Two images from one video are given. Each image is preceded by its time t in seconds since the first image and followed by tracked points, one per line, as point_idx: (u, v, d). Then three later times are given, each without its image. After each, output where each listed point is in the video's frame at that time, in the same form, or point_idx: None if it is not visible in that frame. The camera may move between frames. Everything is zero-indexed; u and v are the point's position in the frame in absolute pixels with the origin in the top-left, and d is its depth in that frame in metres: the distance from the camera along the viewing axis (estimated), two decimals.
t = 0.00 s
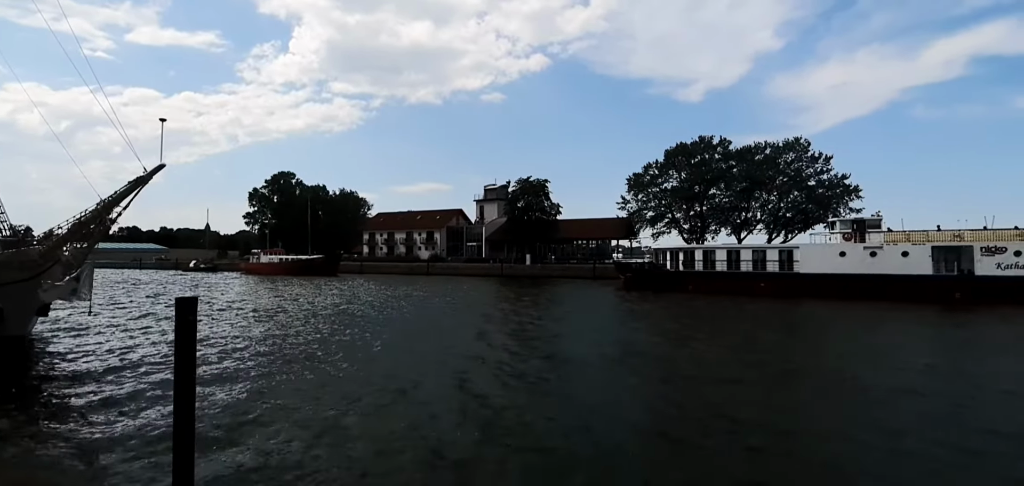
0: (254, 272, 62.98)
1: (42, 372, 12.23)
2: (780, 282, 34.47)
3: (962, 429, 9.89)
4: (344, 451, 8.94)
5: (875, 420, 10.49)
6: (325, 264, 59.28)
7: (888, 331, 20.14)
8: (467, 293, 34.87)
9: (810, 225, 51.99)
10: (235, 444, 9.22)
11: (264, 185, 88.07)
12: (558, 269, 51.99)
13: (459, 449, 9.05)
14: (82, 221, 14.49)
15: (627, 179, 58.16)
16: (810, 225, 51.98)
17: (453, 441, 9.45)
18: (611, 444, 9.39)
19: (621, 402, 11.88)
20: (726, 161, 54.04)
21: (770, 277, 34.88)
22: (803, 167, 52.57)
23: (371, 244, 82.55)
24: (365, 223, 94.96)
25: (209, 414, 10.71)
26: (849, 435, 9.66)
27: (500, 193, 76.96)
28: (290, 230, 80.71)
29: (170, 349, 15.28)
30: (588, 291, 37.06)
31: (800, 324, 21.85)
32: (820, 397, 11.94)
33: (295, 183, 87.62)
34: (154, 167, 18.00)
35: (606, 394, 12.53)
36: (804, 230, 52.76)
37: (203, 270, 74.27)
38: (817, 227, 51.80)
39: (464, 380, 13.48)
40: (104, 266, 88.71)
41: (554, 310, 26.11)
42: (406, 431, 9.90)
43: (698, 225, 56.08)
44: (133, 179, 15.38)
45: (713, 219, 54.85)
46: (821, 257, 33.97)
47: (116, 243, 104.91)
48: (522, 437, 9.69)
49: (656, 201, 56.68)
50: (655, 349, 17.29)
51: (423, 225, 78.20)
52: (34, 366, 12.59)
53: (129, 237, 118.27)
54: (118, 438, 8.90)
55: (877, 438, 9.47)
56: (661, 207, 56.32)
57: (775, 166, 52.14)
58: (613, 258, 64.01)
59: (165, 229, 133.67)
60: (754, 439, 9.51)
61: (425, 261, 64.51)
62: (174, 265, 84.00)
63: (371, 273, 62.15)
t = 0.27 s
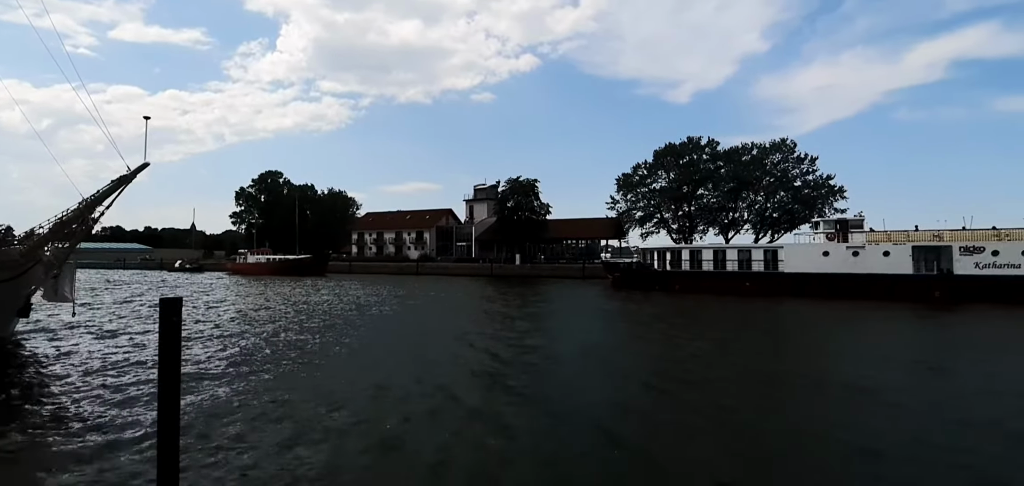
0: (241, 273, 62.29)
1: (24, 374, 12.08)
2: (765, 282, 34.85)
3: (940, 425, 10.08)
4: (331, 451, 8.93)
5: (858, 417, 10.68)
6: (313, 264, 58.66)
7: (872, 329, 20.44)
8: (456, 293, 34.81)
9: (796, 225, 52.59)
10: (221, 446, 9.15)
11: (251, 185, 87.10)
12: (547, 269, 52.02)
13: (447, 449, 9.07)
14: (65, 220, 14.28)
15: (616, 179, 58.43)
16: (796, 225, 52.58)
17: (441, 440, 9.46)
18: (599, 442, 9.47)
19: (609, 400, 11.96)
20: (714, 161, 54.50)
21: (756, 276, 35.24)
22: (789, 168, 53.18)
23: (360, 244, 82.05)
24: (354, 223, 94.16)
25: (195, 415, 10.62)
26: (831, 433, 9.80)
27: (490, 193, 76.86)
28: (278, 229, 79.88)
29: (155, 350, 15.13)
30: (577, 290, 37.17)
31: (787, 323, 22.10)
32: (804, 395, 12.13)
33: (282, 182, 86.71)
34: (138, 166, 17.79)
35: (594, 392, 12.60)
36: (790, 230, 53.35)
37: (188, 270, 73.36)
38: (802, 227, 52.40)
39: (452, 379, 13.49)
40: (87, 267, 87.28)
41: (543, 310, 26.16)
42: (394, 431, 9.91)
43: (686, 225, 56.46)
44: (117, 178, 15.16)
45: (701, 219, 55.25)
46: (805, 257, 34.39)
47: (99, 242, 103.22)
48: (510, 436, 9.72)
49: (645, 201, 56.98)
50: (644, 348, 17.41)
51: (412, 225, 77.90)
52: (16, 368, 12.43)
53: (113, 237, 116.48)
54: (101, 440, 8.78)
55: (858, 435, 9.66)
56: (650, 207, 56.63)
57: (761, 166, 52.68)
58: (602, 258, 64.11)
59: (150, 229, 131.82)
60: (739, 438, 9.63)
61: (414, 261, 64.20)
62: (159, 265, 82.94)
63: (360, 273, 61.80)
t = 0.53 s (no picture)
0: (227, 272, 61.59)
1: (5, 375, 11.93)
2: (751, 281, 35.21)
3: (921, 423, 10.27)
4: (318, 450, 8.93)
5: (840, 414, 10.85)
6: (300, 263, 57.65)
7: (856, 328, 20.77)
8: (446, 293, 34.72)
9: (783, 224, 53.13)
10: (207, 446, 9.12)
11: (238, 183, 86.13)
12: (537, 268, 51.79)
13: (433, 449, 9.08)
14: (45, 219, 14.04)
15: (606, 179, 58.67)
16: (782, 225, 53.12)
17: (427, 440, 9.46)
18: (585, 441, 9.53)
19: (596, 399, 12.04)
20: (702, 161, 54.91)
21: (742, 275, 35.58)
22: (776, 168, 53.73)
23: (349, 243, 81.51)
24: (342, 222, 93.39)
25: (180, 416, 10.55)
26: (815, 431, 9.93)
27: (479, 193, 76.71)
28: (265, 229, 79.06)
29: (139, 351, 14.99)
30: (566, 290, 37.22)
31: (774, 321, 22.34)
32: (788, 394, 12.31)
33: (269, 181, 85.80)
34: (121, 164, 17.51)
35: (581, 392, 12.66)
36: (776, 230, 53.87)
37: (174, 270, 72.45)
38: (789, 226, 52.95)
39: (440, 379, 13.49)
40: (71, 267, 85.87)
41: (532, 309, 26.21)
42: (380, 430, 9.90)
43: (675, 224, 56.80)
44: (100, 176, 14.90)
45: (690, 219, 55.61)
46: (789, 256, 34.79)
47: (81, 241, 101.28)
48: (497, 435, 9.74)
49: (634, 200, 57.24)
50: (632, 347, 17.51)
51: (402, 224, 77.56)
52: None
53: (97, 236, 114.71)
54: (86, 440, 8.68)
55: (839, 432, 9.82)
56: (639, 207, 56.90)
57: (749, 166, 53.18)
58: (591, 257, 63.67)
59: (135, 228, 129.86)
60: (726, 436, 9.74)
61: (403, 261, 63.85)
62: (144, 265, 81.84)
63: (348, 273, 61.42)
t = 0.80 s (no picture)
0: (212, 272, 60.84)
1: None
2: (736, 280, 35.53)
3: (906, 422, 10.37)
4: (304, 452, 8.83)
5: (824, 412, 11.01)
6: (288, 262, 57.08)
7: (840, 326, 21.05)
8: (435, 293, 34.64)
9: (769, 224, 53.69)
10: (189, 447, 9.00)
11: (224, 182, 85.16)
12: (526, 268, 51.98)
13: (421, 448, 9.06)
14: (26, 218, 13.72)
15: (595, 179, 58.93)
16: (768, 224, 53.68)
17: (416, 440, 9.44)
18: (573, 439, 9.57)
19: (585, 398, 12.09)
20: (690, 162, 55.31)
21: (728, 275, 35.87)
22: (763, 168, 54.31)
23: (337, 243, 80.93)
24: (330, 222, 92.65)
25: (162, 417, 10.39)
26: (802, 430, 9.98)
27: (469, 192, 76.56)
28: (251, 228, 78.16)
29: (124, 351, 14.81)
30: (555, 289, 37.27)
31: (761, 320, 22.58)
32: (775, 392, 12.46)
33: (256, 179, 84.93)
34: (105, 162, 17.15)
35: (570, 390, 12.69)
36: (763, 229, 54.42)
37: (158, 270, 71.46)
38: (775, 226, 53.52)
39: (428, 378, 13.45)
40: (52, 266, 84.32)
41: (522, 308, 26.23)
42: (368, 430, 9.87)
43: (663, 224, 57.14)
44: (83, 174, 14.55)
45: (678, 219, 55.96)
46: (774, 255, 35.19)
47: (64, 241, 99.50)
48: (486, 435, 9.75)
49: (623, 200, 57.52)
50: (621, 346, 17.60)
51: (391, 224, 77.20)
52: None
53: (79, 235, 112.76)
54: (65, 441, 8.56)
55: (824, 430, 9.94)
56: (628, 207, 57.18)
57: (736, 167, 53.70)
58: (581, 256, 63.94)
59: (118, 227, 127.61)
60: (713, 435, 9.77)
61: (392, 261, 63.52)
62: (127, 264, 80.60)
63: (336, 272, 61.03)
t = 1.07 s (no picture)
0: (197, 272, 60.00)
1: None
2: (722, 279, 35.83)
3: (891, 421, 10.48)
4: (290, 453, 8.72)
5: (811, 411, 11.17)
6: (275, 262, 56.56)
7: (825, 325, 21.33)
8: (424, 292, 34.51)
9: (755, 224, 54.21)
10: (172, 450, 8.88)
11: (210, 181, 84.16)
12: (515, 268, 52.02)
13: (414, 448, 9.04)
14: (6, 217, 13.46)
15: (584, 179, 59.13)
16: (754, 224, 54.21)
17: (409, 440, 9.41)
18: (564, 439, 9.61)
19: (577, 397, 12.19)
20: (678, 162, 55.68)
21: (713, 274, 36.15)
22: (749, 169, 54.86)
23: (325, 242, 80.28)
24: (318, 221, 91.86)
25: (144, 419, 10.25)
26: (789, 430, 10.04)
27: (458, 192, 76.33)
28: (237, 227, 77.24)
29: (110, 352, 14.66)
30: (544, 288, 37.32)
31: (748, 320, 22.77)
32: (762, 391, 12.62)
33: (242, 178, 84.00)
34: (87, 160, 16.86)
35: (560, 390, 12.74)
36: (749, 229, 54.93)
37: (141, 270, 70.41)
38: (761, 226, 54.04)
39: (418, 379, 13.41)
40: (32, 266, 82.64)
41: (511, 308, 26.21)
42: (357, 430, 9.82)
43: (652, 224, 57.44)
44: (64, 171, 14.27)
45: (666, 218, 56.29)
46: (758, 255, 35.54)
47: (45, 241, 97.59)
48: (476, 434, 9.76)
49: (611, 200, 57.75)
50: (610, 346, 17.69)
51: (379, 223, 76.76)
52: None
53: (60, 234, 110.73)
54: (51, 442, 8.50)
55: (812, 429, 10.08)
56: (617, 207, 57.42)
57: (723, 167, 54.17)
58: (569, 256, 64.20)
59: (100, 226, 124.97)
60: (701, 435, 9.80)
61: (380, 260, 63.11)
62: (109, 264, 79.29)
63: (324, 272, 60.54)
